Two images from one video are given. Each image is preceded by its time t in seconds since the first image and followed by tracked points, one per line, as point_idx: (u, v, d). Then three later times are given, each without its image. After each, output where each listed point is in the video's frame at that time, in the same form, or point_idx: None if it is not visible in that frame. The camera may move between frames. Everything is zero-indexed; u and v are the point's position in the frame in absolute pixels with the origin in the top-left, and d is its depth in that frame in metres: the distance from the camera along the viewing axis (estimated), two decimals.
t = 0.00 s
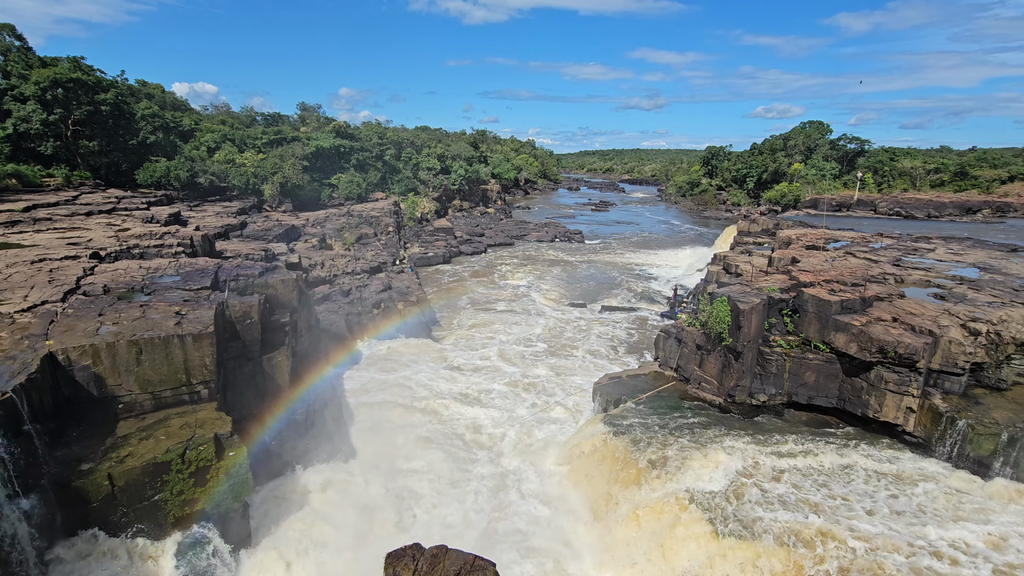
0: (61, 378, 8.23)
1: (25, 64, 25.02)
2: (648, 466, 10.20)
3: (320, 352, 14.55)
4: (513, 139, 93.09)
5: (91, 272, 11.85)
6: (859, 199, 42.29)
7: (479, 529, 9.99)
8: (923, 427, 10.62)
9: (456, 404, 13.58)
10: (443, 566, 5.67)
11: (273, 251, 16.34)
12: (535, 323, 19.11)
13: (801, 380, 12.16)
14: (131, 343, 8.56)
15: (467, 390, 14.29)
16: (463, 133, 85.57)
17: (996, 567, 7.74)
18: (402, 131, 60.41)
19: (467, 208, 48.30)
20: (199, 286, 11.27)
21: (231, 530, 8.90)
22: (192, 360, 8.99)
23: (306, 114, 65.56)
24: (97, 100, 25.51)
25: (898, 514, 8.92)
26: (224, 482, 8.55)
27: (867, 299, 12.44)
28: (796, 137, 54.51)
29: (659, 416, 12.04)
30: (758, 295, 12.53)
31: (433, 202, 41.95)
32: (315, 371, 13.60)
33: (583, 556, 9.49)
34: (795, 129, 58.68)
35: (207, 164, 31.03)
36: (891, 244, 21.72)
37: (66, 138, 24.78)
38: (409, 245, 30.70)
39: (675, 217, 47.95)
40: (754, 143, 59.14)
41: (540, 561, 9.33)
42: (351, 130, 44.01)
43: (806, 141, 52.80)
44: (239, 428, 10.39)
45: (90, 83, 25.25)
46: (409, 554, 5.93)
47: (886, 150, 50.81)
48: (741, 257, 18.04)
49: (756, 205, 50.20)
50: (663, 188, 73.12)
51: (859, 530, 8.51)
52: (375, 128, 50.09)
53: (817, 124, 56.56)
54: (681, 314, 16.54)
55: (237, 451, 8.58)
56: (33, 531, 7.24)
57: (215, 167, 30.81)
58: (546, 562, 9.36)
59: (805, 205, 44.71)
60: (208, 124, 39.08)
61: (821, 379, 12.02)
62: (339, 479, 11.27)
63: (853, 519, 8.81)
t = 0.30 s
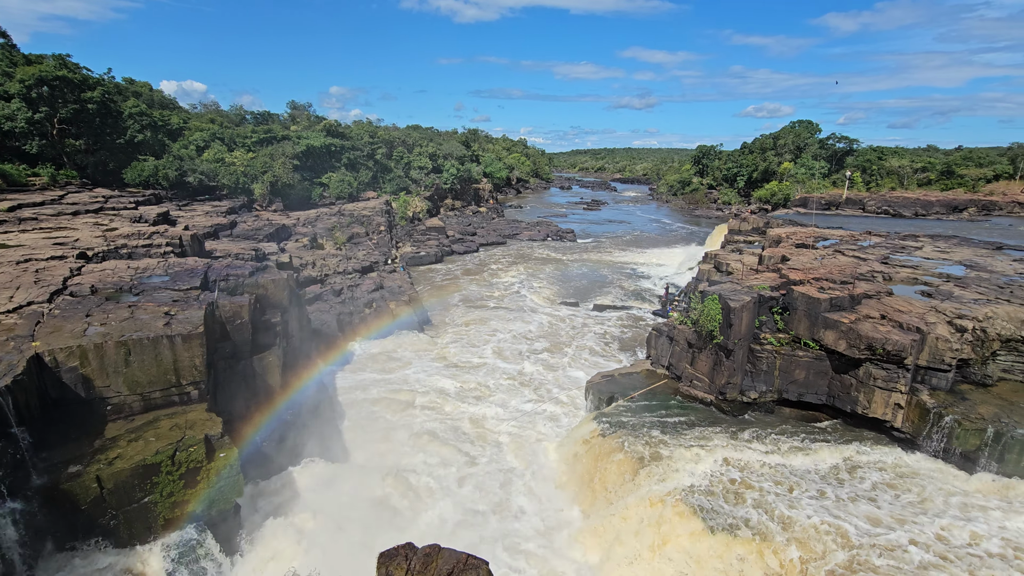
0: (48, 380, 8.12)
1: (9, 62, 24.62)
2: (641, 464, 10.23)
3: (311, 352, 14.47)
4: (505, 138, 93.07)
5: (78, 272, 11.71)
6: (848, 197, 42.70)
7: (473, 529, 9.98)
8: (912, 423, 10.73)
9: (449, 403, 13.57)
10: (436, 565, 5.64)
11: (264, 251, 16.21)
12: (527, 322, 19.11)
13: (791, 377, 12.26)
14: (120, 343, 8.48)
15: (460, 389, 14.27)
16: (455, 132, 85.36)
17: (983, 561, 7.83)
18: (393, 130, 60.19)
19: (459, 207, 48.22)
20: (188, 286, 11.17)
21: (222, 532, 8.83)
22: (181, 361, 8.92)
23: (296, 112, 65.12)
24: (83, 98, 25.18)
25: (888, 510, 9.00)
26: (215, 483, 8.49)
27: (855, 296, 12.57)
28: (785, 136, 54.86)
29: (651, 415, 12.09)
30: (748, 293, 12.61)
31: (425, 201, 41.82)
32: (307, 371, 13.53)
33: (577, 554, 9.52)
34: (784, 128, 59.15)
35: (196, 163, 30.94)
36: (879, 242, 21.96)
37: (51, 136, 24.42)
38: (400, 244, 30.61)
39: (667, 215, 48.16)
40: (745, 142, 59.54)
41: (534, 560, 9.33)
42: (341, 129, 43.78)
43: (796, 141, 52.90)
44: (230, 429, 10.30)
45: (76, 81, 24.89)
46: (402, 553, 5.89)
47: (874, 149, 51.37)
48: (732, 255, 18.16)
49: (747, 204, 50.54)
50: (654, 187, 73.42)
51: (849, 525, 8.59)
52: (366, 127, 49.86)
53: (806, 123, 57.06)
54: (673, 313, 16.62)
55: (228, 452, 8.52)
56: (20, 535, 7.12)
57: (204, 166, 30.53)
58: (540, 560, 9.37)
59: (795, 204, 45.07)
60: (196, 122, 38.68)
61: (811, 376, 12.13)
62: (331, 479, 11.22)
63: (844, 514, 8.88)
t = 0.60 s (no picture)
0: (36, 382, 8.01)
1: None
2: (633, 462, 10.27)
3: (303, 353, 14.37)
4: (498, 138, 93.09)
5: (67, 273, 11.60)
6: (839, 196, 43.10)
7: (467, 528, 9.98)
8: (901, 420, 10.86)
9: (443, 403, 13.55)
10: (430, 565, 5.63)
11: (255, 251, 16.11)
12: (520, 321, 19.12)
13: (783, 374, 12.37)
14: (109, 345, 8.40)
15: (453, 390, 14.22)
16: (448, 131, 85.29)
17: (972, 555, 7.92)
18: (386, 130, 60.04)
19: (453, 207, 48.17)
20: (179, 287, 11.07)
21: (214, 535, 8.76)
22: (172, 363, 8.84)
23: (288, 111, 64.79)
24: (71, 97, 24.90)
25: (878, 506, 9.07)
26: (206, 485, 8.43)
27: (846, 294, 12.67)
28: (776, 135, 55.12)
29: (644, 413, 12.15)
30: (740, 292, 12.69)
31: (418, 201, 41.74)
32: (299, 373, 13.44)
33: (570, 553, 9.55)
34: (775, 127, 59.57)
35: (186, 163, 30.72)
36: (869, 240, 22.17)
37: (38, 136, 24.13)
38: (394, 244, 30.54)
39: (659, 214, 48.35)
40: (736, 142, 59.90)
41: (528, 560, 9.35)
42: (333, 129, 43.61)
43: (787, 140, 52.69)
44: (222, 430, 10.22)
45: (63, 80, 24.60)
46: (395, 552, 5.88)
47: (863, 148, 51.86)
48: (723, 254, 18.27)
49: (738, 203, 50.85)
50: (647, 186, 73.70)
51: (840, 520, 8.67)
52: (358, 127, 49.68)
53: (797, 122, 57.47)
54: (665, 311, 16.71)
55: (219, 454, 8.47)
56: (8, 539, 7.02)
57: (195, 166, 30.29)
58: (534, 560, 9.38)
59: (786, 202, 45.41)
60: (186, 122, 38.40)
61: (802, 374, 12.23)
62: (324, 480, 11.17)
63: (835, 510, 8.94)
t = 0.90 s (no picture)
0: (27, 384, 7.95)
1: None
2: (628, 460, 10.30)
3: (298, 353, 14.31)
4: (493, 137, 93.07)
5: (58, 274, 11.53)
6: (832, 195, 43.33)
7: (462, 528, 9.97)
8: (894, 417, 10.95)
9: (438, 403, 13.54)
10: (425, 564, 5.61)
11: (249, 251, 16.04)
12: (515, 321, 19.12)
13: (776, 372, 12.45)
14: (102, 346, 8.35)
15: (448, 390, 14.20)
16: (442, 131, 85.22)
17: (964, 552, 7.96)
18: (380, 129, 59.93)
19: (448, 207, 48.12)
20: (172, 288, 11.01)
21: (208, 536, 8.72)
22: (165, 364, 8.81)
23: (282, 111, 64.51)
24: (62, 96, 24.72)
25: (871, 502, 9.13)
26: (201, 487, 8.40)
27: (839, 292, 12.74)
28: (770, 134, 55.10)
29: (639, 411, 12.18)
30: (734, 290, 12.74)
31: (413, 200, 41.66)
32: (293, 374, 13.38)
33: (566, 552, 9.56)
34: (769, 127, 59.83)
35: (179, 163, 30.56)
36: (862, 239, 22.30)
37: (29, 135, 23.90)
38: (388, 243, 30.48)
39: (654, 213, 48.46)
40: (730, 141, 60.13)
41: (523, 559, 9.35)
42: (327, 129, 43.47)
43: (780, 139, 52.75)
44: (216, 431, 10.18)
45: (54, 79, 24.39)
46: (390, 553, 5.86)
47: (856, 147, 52.16)
48: (718, 253, 18.33)
49: (732, 202, 51.04)
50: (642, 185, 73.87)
51: (833, 517, 8.73)
52: (352, 126, 49.54)
53: (790, 121, 57.73)
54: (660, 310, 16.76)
55: (213, 455, 8.44)
56: None
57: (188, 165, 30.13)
58: (530, 559, 9.38)
59: (780, 201, 45.60)
60: (179, 121, 38.18)
61: (796, 371, 12.30)
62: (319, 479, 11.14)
63: (829, 507, 8.99)
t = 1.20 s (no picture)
0: (22, 384, 7.94)
1: None
2: (625, 460, 10.31)
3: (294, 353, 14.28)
4: (490, 137, 93.06)
5: (54, 274, 11.49)
6: (829, 194, 43.39)
7: (459, 527, 9.96)
8: (889, 415, 10.99)
9: (435, 403, 13.52)
10: (421, 563, 5.62)
11: (245, 251, 16.00)
12: (513, 320, 19.09)
13: (773, 371, 12.49)
14: (97, 346, 8.33)
15: (446, 389, 14.19)
16: (440, 131, 85.19)
17: (959, 549, 7.98)
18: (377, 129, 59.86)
19: (445, 206, 48.04)
20: (168, 288, 10.98)
21: (205, 537, 8.68)
22: (161, 364, 8.79)
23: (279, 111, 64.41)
24: (57, 96, 24.64)
25: (867, 500, 9.15)
26: (197, 487, 8.36)
27: (835, 291, 12.76)
28: (767, 133, 55.20)
29: (637, 410, 12.19)
30: (731, 290, 12.76)
31: (410, 200, 41.60)
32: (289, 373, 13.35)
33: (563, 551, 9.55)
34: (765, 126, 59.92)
35: (175, 162, 30.47)
36: (859, 238, 22.32)
37: (24, 135, 23.78)
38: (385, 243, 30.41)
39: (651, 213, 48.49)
40: (727, 140, 60.21)
41: (519, 559, 9.35)
42: (323, 129, 43.41)
43: (777, 139, 53.13)
44: (212, 432, 10.15)
45: (49, 79, 24.29)
46: (385, 552, 5.87)
47: (853, 147, 52.24)
48: (715, 252, 18.33)
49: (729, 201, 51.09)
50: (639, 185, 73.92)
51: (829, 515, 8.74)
52: (350, 126, 49.47)
53: (787, 120, 57.83)
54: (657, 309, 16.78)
55: (210, 455, 8.42)
56: None
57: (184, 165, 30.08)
58: (526, 559, 9.38)
59: (777, 200, 45.64)
60: (175, 121, 38.08)
61: (792, 370, 12.34)
62: (316, 479, 11.11)
63: (824, 505, 9.01)
